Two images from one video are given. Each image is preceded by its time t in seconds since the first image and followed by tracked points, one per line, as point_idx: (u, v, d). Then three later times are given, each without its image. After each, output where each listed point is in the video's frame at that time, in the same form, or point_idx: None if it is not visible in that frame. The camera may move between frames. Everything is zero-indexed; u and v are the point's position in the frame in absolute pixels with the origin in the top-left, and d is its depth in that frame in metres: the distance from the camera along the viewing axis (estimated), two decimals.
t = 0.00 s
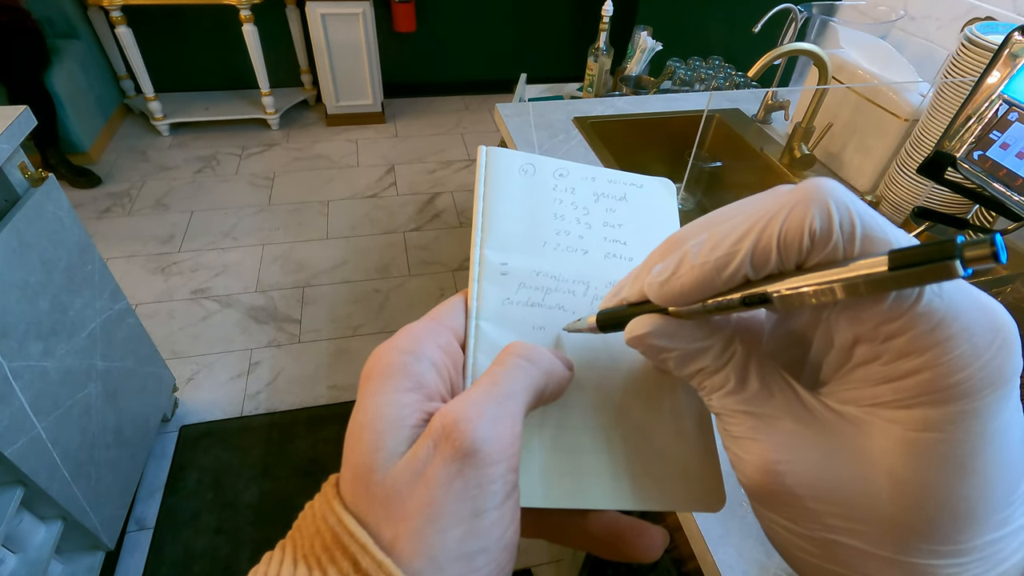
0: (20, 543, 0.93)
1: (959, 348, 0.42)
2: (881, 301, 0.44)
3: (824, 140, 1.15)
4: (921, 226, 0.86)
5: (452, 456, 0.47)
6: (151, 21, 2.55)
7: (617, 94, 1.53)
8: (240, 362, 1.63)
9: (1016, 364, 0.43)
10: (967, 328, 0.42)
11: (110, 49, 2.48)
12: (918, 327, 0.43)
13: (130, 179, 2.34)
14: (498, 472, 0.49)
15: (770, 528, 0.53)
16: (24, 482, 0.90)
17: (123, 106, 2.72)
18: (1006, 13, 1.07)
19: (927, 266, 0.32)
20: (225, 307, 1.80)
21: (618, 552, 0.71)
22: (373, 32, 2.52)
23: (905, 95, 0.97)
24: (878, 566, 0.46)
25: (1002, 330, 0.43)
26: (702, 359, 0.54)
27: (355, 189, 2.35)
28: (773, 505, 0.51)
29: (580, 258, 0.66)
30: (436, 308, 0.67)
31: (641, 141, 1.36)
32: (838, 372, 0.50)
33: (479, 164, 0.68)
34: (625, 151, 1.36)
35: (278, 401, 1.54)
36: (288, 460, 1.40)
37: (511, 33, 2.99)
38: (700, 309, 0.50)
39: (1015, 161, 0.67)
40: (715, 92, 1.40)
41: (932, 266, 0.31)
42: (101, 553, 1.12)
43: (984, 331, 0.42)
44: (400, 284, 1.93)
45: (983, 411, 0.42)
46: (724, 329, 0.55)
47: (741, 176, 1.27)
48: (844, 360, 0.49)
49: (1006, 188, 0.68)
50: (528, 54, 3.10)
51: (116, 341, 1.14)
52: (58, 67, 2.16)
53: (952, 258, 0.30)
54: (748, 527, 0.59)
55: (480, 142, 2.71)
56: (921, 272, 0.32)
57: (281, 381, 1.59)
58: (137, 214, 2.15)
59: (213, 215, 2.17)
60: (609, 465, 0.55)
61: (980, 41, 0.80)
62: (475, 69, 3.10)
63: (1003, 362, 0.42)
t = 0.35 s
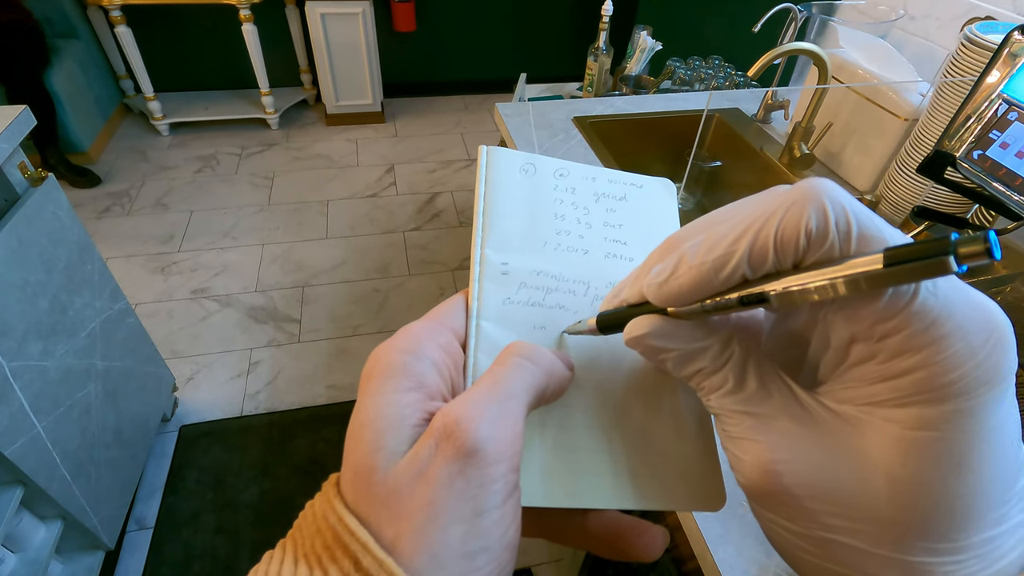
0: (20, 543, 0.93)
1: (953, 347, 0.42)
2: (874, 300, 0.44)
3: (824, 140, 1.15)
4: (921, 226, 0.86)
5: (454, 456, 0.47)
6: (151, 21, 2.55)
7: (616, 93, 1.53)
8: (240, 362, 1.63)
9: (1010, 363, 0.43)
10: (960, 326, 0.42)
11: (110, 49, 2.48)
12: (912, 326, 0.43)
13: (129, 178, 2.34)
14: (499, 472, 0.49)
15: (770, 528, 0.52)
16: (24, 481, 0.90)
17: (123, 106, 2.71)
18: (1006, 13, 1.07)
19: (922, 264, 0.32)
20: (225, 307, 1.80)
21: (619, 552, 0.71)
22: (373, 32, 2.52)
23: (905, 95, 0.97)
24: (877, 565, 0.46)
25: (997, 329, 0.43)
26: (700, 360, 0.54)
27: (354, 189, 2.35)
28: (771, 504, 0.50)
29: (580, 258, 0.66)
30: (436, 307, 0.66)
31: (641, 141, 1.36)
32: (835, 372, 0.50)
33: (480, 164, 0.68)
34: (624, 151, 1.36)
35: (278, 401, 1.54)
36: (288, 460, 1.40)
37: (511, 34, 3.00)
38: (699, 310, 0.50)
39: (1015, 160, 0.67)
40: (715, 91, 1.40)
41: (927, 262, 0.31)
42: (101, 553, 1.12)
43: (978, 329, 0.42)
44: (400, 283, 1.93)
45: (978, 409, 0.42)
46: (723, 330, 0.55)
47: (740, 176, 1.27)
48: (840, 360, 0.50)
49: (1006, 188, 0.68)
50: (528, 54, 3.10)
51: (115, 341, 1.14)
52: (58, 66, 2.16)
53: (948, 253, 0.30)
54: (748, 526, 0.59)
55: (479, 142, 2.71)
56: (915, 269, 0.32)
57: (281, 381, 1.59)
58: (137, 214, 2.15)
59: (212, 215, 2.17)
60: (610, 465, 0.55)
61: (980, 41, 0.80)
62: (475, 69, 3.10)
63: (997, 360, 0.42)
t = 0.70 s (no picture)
0: (20, 542, 0.93)
1: (950, 345, 0.42)
2: (874, 297, 0.44)
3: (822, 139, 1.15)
4: (919, 225, 0.86)
5: (456, 453, 0.47)
6: (150, 21, 2.55)
7: (616, 93, 1.53)
8: (240, 361, 1.63)
9: (1007, 361, 0.43)
10: (958, 325, 0.42)
11: (109, 49, 2.48)
12: (911, 324, 0.43)
13: (129, 178, 2.34)
14: (501, 469, 0.49)
15: (770, 525, 0.53)
16: (24, 481, 0.90)
17: (122, 105, 2.71)
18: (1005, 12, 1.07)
19: (917, 261, 0.32)
20: (225, 306, 1.80)
21: (619, 550, 0.72)
22: (373, 32, 2.52)
23: (904, 94, 0.97)
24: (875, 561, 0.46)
25: (994, 327, 0.43)
26: (701, 358, 0.54)
27: (354, 188, 2.36)
28: (770, 501, 0.51)
29: (582, 259, 0.67)
30: (439, 306, 0.66)
31: (640, 140, 1.36)
32: (834, 370, 0.50)
33: (482, 164, 0.68)
34: (623, 151, 1.36)
35: (278, 400, 1.54)
36: (288, 459, 1.41)
37: (511, 34, 3.00)
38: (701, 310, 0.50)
39: (1013, 159, 0.67)
40: (715, 91, 1.40)
41: (922, 258, 0.31)
42: (101, 553, 1.12)
43: (975, 327, 0.42)
44: (399, 283, 1.93)
45: (976, 406, 0.42)
46: (723, 328, 0.55)
47: (740, 175, 1.27)
48: (839, 358, 0.50)
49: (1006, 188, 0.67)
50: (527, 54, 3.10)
51: (115, 341, 1.14)
52: (57, 66, 2.15)
53: (943, 251, 0.30)
54: (748, 524, 0.59)
55: (479, 141, 2.71)
56: (911, 267, 0.32)
57: (281, 381, 1.59)
58: (137, 213, 2.15)
59: (212, 215, 2.17)
60: (612, 463, 0.55)
61: (978, 39, 0.80)
62: (474, 68, 3.10)
63: (994, 358, 0.42)
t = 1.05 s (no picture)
0: (20, 542, 0.94)
1: (955, 342, 0.42)
2: (880, 293, 0.44)
3: (822, 138, 1.16)
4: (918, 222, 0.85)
5: (457, 451, 0.47)
6: (150, 21, 2.55)
7: (615, 92, 1.53)
8: (239, 361, 1.63)
9: (1010, 359, 0.43)
10: (963, 321, 0.42)
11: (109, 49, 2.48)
12: (916, 320, 0.43)
13: (129, 178, 2.34)
14: (502, 467, 0.49)
15: (772, 524, 0.52)
16: (24, 480, 0.90)
17: (122, 105, 2.71)
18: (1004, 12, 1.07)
19: (927, 253, 0.32)
20: (224, 306, 1.80)
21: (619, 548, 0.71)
22: (372, 31, 2.52)
23: (904, 93, 0.97)
24: (877, 558, 0.46)
25: (998, 325, 0.43)
26: (707, 354, 0.55)
27: (354, 188, 2.36)
28: (773, 498, 0.51)
29: (583, 257, 0.67)
30: (440, 304, 0.66)
31: (640, 139, 1.36)
32: (839, 367, 0.51)
33: (483, 162, 0.68)
34: (623, 150, 1.36)
35: (277, 399, 1.54)
36: (288, 458, 1.41)
37: (511, 33, 3.00)
38: (709, 304, 0.51)
39: (1011, 158, 0.67)
40: (714, 90, 1.40)
41: (932, 251, 0.32)
42: (101, 552, 1.13)
43: (979, 325, 0.43)
44: (399, 283, 1.93)
45: (980, 403, 0.42)
46: (728, 326, 0.56)
47: (740, 174, 1.27)
48: (843, 354, 0.50)
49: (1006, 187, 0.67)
50: (527, 54, 3.11)
51: (115, 340, 1.14)
52: (57, 66, 2.15)
53: (953, 244, 0.31)
54: (747, 522, 0.60)
55: (478, 141, 2.72)
56: (919, 258, 0.33)
57: (280, 380, 1.59)
58: (137, 213, 2.15)
59: (211, 214, 2.17)
60: (615, 460, 0.56)
61: (977, 38, 0.80)
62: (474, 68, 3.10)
63: (998, 355, 0.42)
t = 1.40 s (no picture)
0: (19, 541, 0.94)
1: (962, 342, 0.43)
2: (890, 289, 0.44)
3: (821, 138, 1.16)
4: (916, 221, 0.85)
5: (457, 451, 0.47)
6: (150, 21, 2.55)
7: (615, 91, 1.53)
8: (239, 360, 1.63)
9: (1016, 361, 0.44)
10: (971, 321, 0.43)
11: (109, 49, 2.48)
12: (924, 319, 0.43)
13: (128, 178, 2.34)
14: (501, 467, 0.49)
15: (773, 527, 0.52)
16: (23, 480, 0.90)
17: (122, 105, 2.71)
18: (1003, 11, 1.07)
19: (939, 246, 0.32)
20: (224, 306, 1.80)
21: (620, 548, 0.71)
22: (372, 31, 2.52)
23: (903, 92, 0.97)
24: (880, 560, 0.46)
25: (1005, 326, 0.44)
26: (713, 354, 0.55)
27: (354, 188, 2.36)
28: (775, 501, 0.50)
29: (584, 256, 0.67)
30: (440, 303, 0.67)
31: (639, 139, 1.36)
32: (843, 367, 0.51)
33: (484, 160, 0.68)
34: (623, 149, 1.36)
35: (277, 399, 1.54)
36: (287, 458, 1.41)
37: (510, 33, 3.00)
38: (718, 302, 0.51)
39: (1010, 158, 0.67)
40: (713, 90, 1.40)
41: (945, 244, 0.32)
42: (101, 551, 1.13)
43: (985, 325, 0.43)
44: (399, 283, 1.93)
45: (986, 405, 0.43)
46: (737, 326, 0.56)
47: (739, 174, 1.28)
48: (848, 353, 0.50)
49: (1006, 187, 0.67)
50: (527, 53, 3.11)
51: (115, 340, 1.14)
52: (56, 66, 2.15)
53: (965, 237, 0.31)
54: (746, 522, 0.60)
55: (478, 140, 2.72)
56: (931, 252, 0.33)
57: (280, 380, 1.59)
58: (136, 213, 2.15)
59: (211, 214, 2.17)
60: (617, 461, 0.56)
61: (976, 38, 0.80)
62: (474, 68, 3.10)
63: (1005, 356, 0.43)
